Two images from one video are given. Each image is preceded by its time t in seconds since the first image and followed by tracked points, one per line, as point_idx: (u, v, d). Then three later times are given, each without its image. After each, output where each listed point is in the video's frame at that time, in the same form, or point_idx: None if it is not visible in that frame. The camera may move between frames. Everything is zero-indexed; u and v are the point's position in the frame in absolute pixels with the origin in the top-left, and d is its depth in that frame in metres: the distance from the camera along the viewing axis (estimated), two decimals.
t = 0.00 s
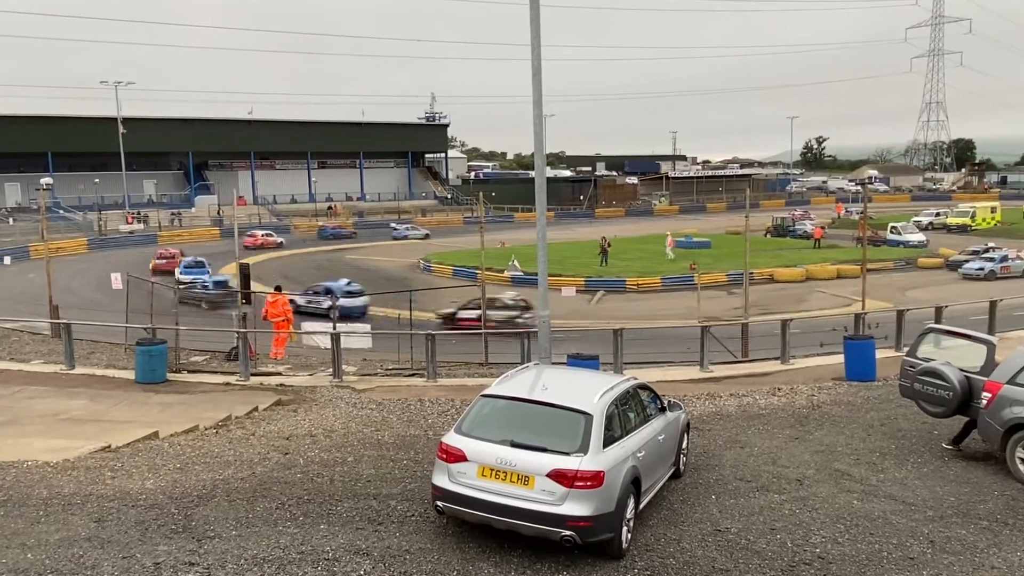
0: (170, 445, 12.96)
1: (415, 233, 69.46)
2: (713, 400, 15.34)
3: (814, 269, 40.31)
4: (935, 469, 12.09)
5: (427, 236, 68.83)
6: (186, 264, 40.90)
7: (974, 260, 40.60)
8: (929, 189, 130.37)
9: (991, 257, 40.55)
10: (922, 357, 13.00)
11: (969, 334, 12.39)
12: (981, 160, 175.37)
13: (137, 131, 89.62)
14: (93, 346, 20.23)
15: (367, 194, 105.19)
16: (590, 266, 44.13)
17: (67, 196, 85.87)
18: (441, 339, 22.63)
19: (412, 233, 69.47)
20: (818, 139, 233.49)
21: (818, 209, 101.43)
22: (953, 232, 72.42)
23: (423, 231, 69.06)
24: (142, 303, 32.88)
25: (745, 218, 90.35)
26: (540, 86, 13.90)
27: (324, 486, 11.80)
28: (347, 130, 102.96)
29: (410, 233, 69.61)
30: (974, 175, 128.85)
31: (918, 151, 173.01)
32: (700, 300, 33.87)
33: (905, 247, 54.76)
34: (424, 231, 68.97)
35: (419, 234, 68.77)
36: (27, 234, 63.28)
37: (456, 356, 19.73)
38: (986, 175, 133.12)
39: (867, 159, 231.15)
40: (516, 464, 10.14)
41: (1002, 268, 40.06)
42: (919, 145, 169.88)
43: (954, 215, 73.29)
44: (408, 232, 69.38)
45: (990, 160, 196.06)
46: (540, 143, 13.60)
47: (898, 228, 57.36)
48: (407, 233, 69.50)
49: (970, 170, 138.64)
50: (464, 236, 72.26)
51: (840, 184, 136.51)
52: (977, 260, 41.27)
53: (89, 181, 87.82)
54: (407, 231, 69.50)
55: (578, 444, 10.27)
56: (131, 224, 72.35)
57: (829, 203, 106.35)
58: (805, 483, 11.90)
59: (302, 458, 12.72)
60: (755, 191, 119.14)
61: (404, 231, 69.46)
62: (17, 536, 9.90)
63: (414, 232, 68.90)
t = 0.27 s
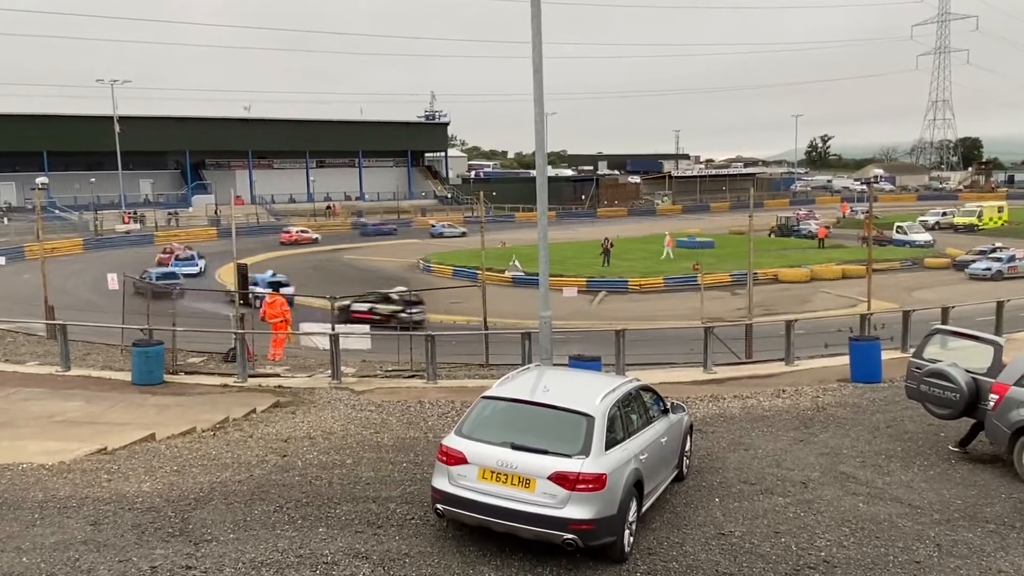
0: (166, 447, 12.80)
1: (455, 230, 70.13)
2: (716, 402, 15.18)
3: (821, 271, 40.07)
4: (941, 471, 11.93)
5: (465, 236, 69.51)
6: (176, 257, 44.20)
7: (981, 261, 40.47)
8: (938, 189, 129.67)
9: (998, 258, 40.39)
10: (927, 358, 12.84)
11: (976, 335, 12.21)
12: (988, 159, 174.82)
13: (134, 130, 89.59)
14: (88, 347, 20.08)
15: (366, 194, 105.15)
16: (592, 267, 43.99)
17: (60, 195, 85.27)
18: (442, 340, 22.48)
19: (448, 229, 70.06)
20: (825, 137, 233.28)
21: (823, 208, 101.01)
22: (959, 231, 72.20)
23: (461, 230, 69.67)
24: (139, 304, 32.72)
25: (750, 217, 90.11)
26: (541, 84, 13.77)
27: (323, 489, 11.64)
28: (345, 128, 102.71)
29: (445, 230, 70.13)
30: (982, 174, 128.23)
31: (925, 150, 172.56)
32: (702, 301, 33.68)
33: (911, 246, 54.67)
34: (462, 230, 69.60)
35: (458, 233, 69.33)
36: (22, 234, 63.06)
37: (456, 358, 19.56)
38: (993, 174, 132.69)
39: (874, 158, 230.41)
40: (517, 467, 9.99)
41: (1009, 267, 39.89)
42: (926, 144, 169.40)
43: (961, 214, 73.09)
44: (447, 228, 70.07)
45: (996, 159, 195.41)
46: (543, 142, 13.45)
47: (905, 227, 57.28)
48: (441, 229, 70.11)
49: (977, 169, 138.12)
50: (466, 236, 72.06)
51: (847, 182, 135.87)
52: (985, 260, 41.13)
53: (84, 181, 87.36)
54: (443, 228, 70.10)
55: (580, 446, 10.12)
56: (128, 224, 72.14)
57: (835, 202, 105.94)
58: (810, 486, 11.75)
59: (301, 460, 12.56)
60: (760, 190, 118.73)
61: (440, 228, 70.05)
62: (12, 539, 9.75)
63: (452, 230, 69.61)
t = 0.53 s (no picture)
0: (157, 453, 12.42)
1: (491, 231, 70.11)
2: (723, 406, 14.79)
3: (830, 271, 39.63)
4: (955, 477, 11.58)
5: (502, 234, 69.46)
6: (171, 251, 46.84)
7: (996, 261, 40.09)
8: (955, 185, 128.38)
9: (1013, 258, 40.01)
10: (940, 361, 12.47)
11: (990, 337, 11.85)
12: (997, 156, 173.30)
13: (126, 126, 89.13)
14: (77, 350, 19.69)
15: (361, 191, 105.12)
16: (594, 267, 43.60)
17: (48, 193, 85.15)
18: (443, 341, 22.06)
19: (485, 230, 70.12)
20: (832, 134, 231.94)
21: (834, 206, 100.21)
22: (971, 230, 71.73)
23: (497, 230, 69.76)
24: (129, 306, 32.37)
25: (756, 216, 89.77)
26: (542, 80, 13.40)
27: (317, 496, 11.26)
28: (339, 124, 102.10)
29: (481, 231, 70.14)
30: (995, 171, 127.08)
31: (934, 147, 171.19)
32: (706, 302, 33.25)
33: (922, 245, 54.41)
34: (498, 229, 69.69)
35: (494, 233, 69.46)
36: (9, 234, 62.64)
37: (455, 361, 19.16)
38: (1005, 171, 131.56)
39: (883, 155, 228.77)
40: (517, 473, 9.63)
41: None
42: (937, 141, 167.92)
43: (973, 212, 72.62)
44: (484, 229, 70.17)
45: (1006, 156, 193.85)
46: (545, 139, 13.07)
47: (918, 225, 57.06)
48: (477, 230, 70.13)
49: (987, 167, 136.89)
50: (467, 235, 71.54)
51: (857, 180, 134.71)
52: (999, 260, 40.78)
53: (71, 179, 87.38)
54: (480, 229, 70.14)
55: (582, 452, 9.76)
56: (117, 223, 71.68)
57: (844, 200, 105.48)
58: (819, 493, 11.39)
59: (295, 466, 12.18)
60: (767, 188, 117.93)
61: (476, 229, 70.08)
62: None
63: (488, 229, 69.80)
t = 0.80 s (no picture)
0: (149, 457, 12.18)
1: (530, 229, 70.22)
2: (726, 409, 14.55)
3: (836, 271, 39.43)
4: (962, 481, 11.36)
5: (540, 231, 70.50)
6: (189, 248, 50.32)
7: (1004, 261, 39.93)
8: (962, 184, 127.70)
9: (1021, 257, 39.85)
10: (946, 363, 12.24)
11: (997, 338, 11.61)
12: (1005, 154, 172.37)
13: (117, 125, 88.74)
14: (68, 353, 19.46)
15: (357, 190, 104.78)
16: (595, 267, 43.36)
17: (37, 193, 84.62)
18: (442, 344, 21.80)
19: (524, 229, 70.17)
20: (837, 132, 231.25)
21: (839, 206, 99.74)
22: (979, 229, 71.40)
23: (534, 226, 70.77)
24: (122, 307, 32.12)
25: (759, 215, 89.33)
26: (542, 76, 13.16)
27: (313, 501, 11.03)
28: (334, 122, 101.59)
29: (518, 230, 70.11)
30: (1003, 169, 126.35)
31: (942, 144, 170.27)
32: (707, 303, 33.00)
33: (930, 245, 54.24)
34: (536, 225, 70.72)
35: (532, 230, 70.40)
36: None
37: (454, 364, 18.95)
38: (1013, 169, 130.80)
39: (887, 153, 228.05)
40: (516, 478, 9.41)
41: None
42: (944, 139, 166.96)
43: (981, 212, 72.32)
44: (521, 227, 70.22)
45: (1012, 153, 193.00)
46: (544, 138, 12.86)
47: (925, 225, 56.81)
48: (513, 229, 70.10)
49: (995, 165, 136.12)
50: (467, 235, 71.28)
51: (862, 179, 134.07)
52: (1007, 260, 40.57)
53: (61, 177, 86.84)
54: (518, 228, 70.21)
55: (583, 456, 9.54)
56: (109, 223, 71.29)
57: (849, 199, 105.23)
58: (824, 497, 11.16)
59: (290, 471, 11.94)
60: (771, 187, 117.34)
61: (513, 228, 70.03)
62: None
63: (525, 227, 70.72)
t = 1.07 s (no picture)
0: (142, 462, 12.02)
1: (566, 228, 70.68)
2: (726, 411, 14.41)
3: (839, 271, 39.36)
4: (965, 485, 11.23)
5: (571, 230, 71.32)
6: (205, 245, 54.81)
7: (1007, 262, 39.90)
8: (958, 185, 128.18)
9: None
10: (948, 365, 12.06)
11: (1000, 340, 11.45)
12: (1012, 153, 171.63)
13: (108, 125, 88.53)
14: (59, 355, 19.33)
15: (352, 190, 104.48)
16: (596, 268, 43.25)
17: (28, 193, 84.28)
18: (440, 346, 21.64)
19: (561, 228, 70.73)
20: (841, 131, 231.01)
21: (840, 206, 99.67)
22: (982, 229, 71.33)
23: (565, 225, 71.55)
24: (113, 308, 31.97)
25: (761, 215, 89.17)
26: (540, 74, 13.02)
27: (308, 505, 10.88)
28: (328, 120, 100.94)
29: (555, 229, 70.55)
30: (1007, 169, 126.05)
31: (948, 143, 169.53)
32: (705, 304, 32.91)
33: (932, 245, 54.20)
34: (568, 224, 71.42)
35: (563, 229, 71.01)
36: None
37: (452, 365, 18.85)
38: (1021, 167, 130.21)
39: (892, 152, 227.50)
40: (514, 480, 9.29)
41: None
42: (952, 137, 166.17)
43: (983, 212, 72.32)
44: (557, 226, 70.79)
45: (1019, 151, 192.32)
46: (541, 136, 12.71)
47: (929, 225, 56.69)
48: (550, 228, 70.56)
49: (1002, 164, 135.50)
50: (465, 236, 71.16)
51: (864, 178, 134.13)
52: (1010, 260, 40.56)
53: (53, 177, 86.52)
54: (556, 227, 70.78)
55: (581, 458, 9.41)
56: (100, 224, 70.96)
57: (851, 199, 105.27)
58: (826, 500, 11.02)
59: (285, 474, 11.78)
60: (773, 187, 117.14)
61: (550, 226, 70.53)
62: None
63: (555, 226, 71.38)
